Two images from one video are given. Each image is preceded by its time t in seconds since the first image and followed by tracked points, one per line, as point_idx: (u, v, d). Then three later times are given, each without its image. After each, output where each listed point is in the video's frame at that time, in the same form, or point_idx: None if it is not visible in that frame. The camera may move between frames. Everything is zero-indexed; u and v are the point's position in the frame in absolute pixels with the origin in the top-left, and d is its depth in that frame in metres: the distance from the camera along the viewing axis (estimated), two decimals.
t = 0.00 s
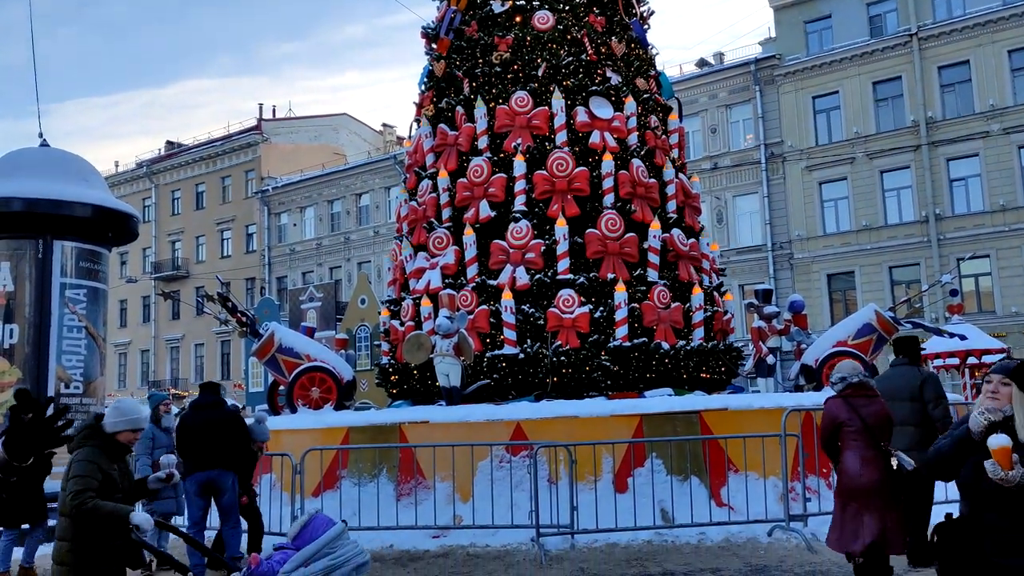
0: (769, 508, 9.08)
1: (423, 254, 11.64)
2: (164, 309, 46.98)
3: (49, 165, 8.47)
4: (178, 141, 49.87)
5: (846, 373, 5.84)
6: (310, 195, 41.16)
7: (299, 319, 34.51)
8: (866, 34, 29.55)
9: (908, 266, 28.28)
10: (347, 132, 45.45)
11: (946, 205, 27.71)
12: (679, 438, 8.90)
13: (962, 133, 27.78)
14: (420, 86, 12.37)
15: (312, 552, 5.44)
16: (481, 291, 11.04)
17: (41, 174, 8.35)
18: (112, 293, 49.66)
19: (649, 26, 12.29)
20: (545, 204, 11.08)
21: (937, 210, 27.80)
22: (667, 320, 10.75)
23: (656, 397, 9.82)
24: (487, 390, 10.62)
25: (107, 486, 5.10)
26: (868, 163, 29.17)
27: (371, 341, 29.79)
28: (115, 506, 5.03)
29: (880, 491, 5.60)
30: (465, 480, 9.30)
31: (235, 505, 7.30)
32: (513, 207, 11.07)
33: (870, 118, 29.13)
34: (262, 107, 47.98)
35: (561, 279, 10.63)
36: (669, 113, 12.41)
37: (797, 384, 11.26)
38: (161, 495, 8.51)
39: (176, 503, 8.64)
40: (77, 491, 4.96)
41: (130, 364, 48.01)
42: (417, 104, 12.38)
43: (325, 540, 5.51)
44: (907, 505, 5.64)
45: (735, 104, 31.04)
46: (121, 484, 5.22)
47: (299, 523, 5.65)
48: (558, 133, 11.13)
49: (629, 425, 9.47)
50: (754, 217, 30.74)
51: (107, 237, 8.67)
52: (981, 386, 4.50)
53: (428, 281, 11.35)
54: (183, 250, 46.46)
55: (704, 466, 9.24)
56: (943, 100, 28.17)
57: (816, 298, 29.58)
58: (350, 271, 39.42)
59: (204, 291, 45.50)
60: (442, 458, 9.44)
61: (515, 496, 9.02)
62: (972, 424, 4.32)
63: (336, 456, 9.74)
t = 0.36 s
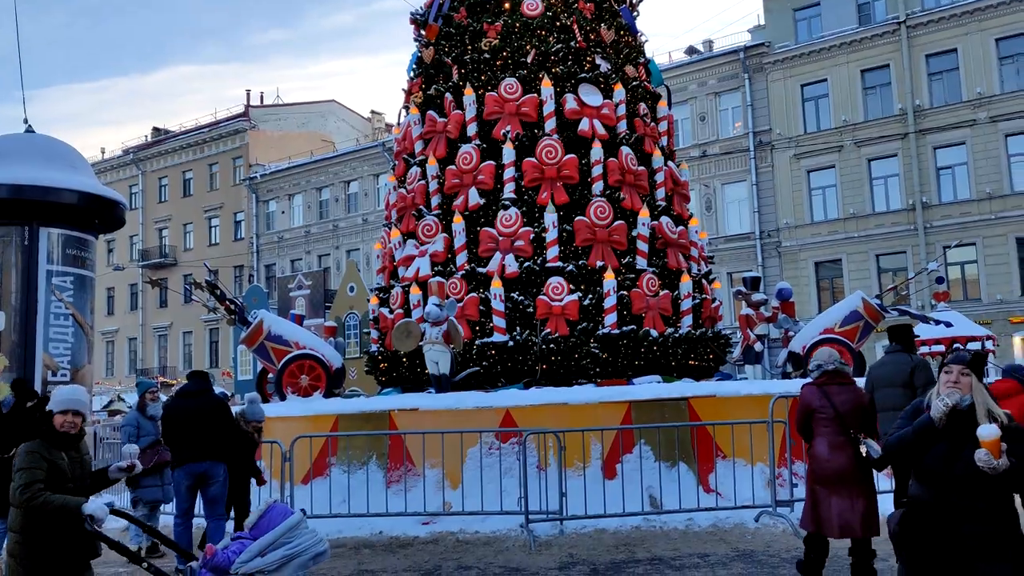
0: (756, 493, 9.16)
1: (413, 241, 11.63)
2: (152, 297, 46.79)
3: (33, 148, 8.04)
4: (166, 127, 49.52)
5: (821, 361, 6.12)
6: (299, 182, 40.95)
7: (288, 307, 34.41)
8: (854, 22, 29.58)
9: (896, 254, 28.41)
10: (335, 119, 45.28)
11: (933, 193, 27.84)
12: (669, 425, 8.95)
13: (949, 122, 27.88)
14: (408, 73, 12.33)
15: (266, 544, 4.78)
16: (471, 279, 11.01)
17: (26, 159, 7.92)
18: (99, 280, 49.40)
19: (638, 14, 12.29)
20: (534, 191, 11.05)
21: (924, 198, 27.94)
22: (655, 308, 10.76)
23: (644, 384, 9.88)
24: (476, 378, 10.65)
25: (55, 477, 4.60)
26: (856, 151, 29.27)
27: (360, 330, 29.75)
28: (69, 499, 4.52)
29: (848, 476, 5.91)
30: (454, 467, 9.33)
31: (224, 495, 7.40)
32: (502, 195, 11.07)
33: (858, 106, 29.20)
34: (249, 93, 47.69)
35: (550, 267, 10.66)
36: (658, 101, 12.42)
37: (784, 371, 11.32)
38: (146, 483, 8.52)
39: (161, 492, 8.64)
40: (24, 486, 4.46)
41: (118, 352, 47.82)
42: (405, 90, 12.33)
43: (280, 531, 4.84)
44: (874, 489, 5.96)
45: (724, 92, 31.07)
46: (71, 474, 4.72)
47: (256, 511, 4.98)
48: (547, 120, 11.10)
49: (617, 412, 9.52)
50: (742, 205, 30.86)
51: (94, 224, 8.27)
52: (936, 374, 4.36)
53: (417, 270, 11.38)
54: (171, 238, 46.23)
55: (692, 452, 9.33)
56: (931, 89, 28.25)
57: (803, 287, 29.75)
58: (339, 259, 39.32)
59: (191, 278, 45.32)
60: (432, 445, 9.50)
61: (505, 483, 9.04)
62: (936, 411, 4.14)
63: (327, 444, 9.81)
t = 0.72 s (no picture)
0: (708, 480, 9.33)
1: (368, 229, 11.57)
2: (97, 284, 45.69)
3: None
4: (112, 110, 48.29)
5: (749, 350, 6.58)
6: (250, 168, 40.26)
7: (239, 295, 33.82)
8: (805, 17, 30.10)
9: (844, 246, 29.05)
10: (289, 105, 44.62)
11: (879, 187, 28.49)
12: (623, 413, 9.05)
13: (895, 118, 28.53)
14: (364, 59, 12.23)
15: (180, 537, 4.60)
16: (427, 267, 10.98)
17: None
18: (42, 267, 48.07)
19: (594, 5, 12.33)
20: (491, 179, 11.11)
21: (871, 191, 28.57)
22: (611, 297, 10.87)
23: (599, 372, 9.98)
24: (432, 366, 10.67)
25: None
26: (807, 145, 29.82)
27: (314, 318, 29.47)
28: None
29: (774, 455, 6.35)
30: (410, 456, 9.33)
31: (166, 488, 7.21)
32: (459, 183, 11.08)
33: (809, 101, 29.75)
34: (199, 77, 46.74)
35: (507, 256, 10.69)
36: (615, 92, 12.52)
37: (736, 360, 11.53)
38: (87, 473, 8.38)
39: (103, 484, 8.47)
40: None
41: (61, 341, 46.62)
42: (360, 76, 12.24)
43: (197, 522, 4.67)
44: (798, 469, 6.40)
45: (679, 84, 31.47)
46: None
47: (171, 502, 4.74)
48: (504, 109, 11.12)
49: (573, 400, 9.63)
50: (697, 197, 31.32)
51: (37, 209, 8.05)
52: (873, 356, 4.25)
53: (373, 258, 11.32)
54: (117, 223, 45.17)
55: (646, 440, 9.42)
56: (878, 85, 28.86)
57: (755, 277, 30.27)
58: (292, 247, 38.86)
59: (139, 265, 44.35)
60: (387, 434, 9.41)
61: (461, 470, 9.11)
62: (869, 394, 4.19)
63: (280, 433, 9.67)
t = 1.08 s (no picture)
0: (632, 472, 9.45)
1: (291, 219, 11.32)
2: None
3: None
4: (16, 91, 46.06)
5: (668, 343, 6.89)
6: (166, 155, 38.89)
7: (154, 286, 32.56)
8: (728, 19, 30.88)
9: (763, 242, 29.91)
10: (208, 90, 43.31)
11: (797, 186, 29.40)
12: (551, 406, 9.02)
13: (811, 119, 29.48)
14: (289, 45, 11.98)
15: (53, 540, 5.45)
16: (353, 259, 10.79)
17: None
18: None
19: None
20: (419, 171, 10.99)
21: (789, 190, 29.47)
22: (539, 291, 10.97)
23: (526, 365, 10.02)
24: (357, 360, 10.52)
25: None
26: (728, 144, 30.55)
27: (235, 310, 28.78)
28: None
29: (682, 444, 6.60)
30: (334, 451, 9.13)
31: (61, 486, 6.90)
32: (386, 174, 10.93)
33: (731, 101, 30.50)
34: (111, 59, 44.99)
35: (435, 249, 10.61)
36: (543, 86, 12.58)
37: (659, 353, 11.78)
38: None
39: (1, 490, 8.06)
40: None
41: None
42: (285, 64, 11.98)
43: (73, 523, 5.53)
44: (704, 459, 6.65)
45: (606, 81, 31.93)
46: None
47: (45, 505, 5.61)
48: (432, 101, 11.03)
49: (500, 393, 9.58)
50: (623, 192, 31.81)
51: None
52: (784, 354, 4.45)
53: (296, 249, 11.03)
54: (22, 210, 43.13)
55: (572, 432, 9.41)
56: (796, 87, 29.79)
57: (678, 272, 30.88)
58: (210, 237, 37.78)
59: (46, 254, 42.44)
60: (310, 428, 9.21)
61: (386, 465, 8.99)
62: (779, 391, 4.39)
63: (197, 428, 9.23)
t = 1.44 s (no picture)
0: (541, 467, 9.53)
1: (190, 212, 10.94)
2: None
3: None
4: None
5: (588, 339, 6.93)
6: (53, 143, 36.89)
7: (41, 282, 30.51)
8: (633, 21, 31.49)
9: (666, 240, 30.64)
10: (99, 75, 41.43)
11: (699, 185, 30.18)
12: (461, 402, 8.99)
13: (713, 120, 30.31)
14: (187, 31, 11.57)
15: None
16: (255, 253, 10.49)
17: None
18: None
19: None
20: (326, 164, 10.79)
21: (691, 189, 30.20)
22: (447, 287, 10.90)
23: (435, 363, 9.97)
24: (260, 357, 10.23)
25: None
26: (634, 143, 31.11)
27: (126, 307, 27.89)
28: None
29: (593, 439, 6.71)
30: (236, 450, 8.86)
31: None
32: (290, 166, 10.65)
33: (636, 100, 31.07)
34: None
35: (342, 244, 10.42)
36: (452, 81, 12.52)
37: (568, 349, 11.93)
38: None
39: None
40: None
41: None
42: (183, 50, 11.56)
43: None
44: (617, 454, 6.75)
45: (514, 78, 32.06)
46: None
47: None
48: (339, 93, 10.82)
49: (408, 390, 9.54)
50: (530, 188, 32.07)
51: None
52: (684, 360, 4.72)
53: (195, 243, 10.71)
54: None
55: (481, 428, 9.41)
56: (699, 89, 30.55)
57: (584, 268, 31.32)
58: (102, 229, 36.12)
59: None
60: (211, 427, 8.90)
61: (290, 464, 8.80)
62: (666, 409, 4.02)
63: (88, 429, 8.78)
